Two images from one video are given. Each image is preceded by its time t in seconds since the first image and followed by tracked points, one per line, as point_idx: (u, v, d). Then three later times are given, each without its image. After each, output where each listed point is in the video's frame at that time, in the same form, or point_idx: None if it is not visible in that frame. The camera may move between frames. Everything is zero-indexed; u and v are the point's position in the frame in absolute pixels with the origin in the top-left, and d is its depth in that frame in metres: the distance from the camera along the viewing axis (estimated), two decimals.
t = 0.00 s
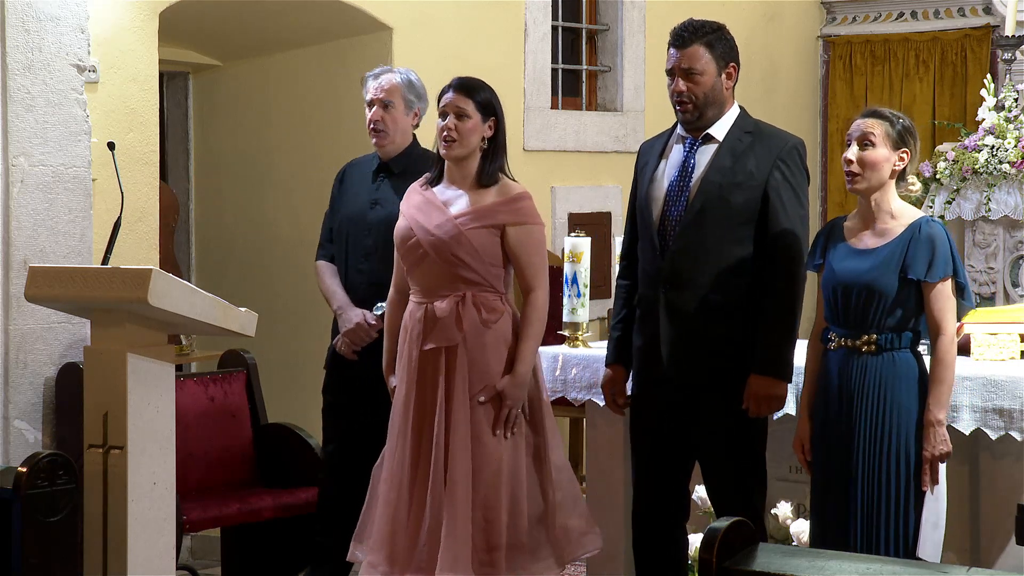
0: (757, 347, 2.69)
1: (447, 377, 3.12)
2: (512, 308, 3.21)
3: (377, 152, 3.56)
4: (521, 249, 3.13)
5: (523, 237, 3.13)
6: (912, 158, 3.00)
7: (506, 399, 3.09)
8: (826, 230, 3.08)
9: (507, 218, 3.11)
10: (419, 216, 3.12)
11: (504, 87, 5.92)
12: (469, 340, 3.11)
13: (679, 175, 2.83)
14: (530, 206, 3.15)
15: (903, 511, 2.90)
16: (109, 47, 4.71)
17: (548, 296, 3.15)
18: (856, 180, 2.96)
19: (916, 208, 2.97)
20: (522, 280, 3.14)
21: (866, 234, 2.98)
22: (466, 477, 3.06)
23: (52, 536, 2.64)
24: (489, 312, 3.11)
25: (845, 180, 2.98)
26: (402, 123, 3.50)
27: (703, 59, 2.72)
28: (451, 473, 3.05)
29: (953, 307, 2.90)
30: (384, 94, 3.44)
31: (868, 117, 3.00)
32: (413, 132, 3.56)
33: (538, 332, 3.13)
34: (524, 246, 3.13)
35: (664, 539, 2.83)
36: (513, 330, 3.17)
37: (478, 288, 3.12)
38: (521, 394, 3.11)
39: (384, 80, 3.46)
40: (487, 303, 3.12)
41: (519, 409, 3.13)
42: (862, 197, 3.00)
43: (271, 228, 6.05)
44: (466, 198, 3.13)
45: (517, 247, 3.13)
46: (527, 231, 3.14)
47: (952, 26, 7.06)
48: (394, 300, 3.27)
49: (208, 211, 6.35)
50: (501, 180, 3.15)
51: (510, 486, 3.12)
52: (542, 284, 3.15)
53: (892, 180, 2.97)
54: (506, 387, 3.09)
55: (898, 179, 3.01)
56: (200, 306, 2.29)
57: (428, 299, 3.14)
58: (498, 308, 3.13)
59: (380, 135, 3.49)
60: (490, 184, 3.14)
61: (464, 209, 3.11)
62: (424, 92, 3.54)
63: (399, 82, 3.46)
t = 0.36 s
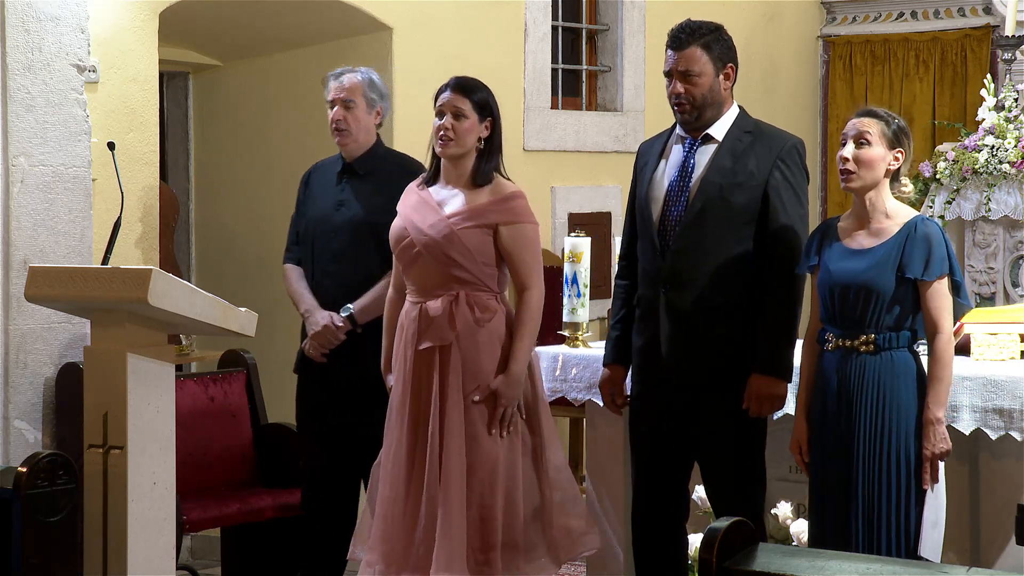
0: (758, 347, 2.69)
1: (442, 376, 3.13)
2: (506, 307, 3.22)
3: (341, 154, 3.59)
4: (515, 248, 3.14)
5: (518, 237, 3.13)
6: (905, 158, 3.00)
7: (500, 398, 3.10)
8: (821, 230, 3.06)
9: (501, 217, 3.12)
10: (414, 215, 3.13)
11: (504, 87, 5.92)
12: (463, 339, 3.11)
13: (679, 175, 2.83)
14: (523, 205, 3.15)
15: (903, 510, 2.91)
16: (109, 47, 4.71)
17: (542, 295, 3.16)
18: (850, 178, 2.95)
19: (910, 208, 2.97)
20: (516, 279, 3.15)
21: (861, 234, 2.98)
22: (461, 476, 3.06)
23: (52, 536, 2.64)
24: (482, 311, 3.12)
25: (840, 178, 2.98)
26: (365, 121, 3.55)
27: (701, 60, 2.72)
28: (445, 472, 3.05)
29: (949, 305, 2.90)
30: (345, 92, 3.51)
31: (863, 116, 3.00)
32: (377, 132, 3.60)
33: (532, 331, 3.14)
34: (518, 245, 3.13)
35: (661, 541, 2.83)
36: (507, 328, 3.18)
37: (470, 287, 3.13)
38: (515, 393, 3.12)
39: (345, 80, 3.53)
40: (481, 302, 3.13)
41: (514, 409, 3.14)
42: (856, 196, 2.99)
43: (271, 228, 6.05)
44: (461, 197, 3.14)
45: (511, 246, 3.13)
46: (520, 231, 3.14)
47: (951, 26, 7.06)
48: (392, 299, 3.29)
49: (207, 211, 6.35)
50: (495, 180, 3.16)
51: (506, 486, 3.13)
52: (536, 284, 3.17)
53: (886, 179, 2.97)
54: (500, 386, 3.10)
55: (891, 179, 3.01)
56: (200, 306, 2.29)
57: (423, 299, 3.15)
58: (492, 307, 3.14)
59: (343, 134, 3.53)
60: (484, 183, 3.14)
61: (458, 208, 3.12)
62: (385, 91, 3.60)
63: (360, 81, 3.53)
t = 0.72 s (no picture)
0: (753, 347, 2.69)
1: (440, 375, 3.13)
2: (503, 305, 3.22)
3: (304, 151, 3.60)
4: (511, 247, 3.14)
5: (515, 237, 3.13)
6: (904, 157, 3.00)
7: (498, 397, 3.10)
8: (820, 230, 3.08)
9: (498, 216, 3.11)
10: (411, 216, 3.14)
11: (504, 87, 5.92)
12: (460, 338, 3.12)
13: (675, 175, 2.83)
14: (520, 204, 3.15)
15: (904, 510, 2.91)
16: (110, 47, 4.71)
17: (541, 294, 3.16)
18: (849, 178, 2.95)
19: (908, 207, 2.97)
20: (513, 277, 3.15)
21: (859, 234, 2.98)
22: (459, 474, 3.07)
23: (51, 536, 2.64)
24: (480, 310, 3.12)
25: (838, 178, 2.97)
26: (324, 118, 3.56)
27: (698, 61, 2.72)
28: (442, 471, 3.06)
29: (948, 305, 2.90)
30: (303, 90, 3.52)
31: (860, 116, 2.99)
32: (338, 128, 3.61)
33: (530, 330, 3.14)
34: (515, 244, 3.13)
35: (660, 540, 2.83)
36: (502, 327, 3.18)
37: (468, 287, 3.13)
38: (511, 390, 3.12)
39: (303, 77, 3.54)
40: (479, 301, 3.13)
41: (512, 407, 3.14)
42: (854, 196, 2.98)
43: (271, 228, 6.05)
44: (458, 197, 3.14)
45: (509, 246, 3.13)
46: (518, 230, 3.14)
47: (952, 26, 7.06)
48: (390, 298, 3.30)
49: (206, 211, 6.35)
50: (492, 178, 3.16)
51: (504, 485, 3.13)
52: (534, 282, 3.16)
53: (884, 178, 2.97)
54: (497, 384, 3.10)
55: (890, 178, 3.01)
56: (200, 307, 2.29)
57: (421, 299, 3.16)
58: (489, 306, 3.14)
59: (304, 132, 3.54)
60: (480, 182, 3.14)
61: (455, 207, 3.12)
62: (344, 87, 3.61)
63: (318, 78, 3.53)
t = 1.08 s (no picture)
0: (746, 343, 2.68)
1: (441, 375, 3.13)
2: (503, 306, 3.22)
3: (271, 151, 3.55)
4: (509, 247, 3.14)
5: (514, 237, 3.14)
6: (907, 158, 3.00)
7: (497, 397, 3.10)
8: (822, 231, 3.09)
9: (497, 217, 3.12)
10: (410, 216, 3.15)
11: (504, 87, 5.92)
12: (459, 338, 3.12)
13: (669, 176, 2.84)
14: (518, 204, 3.15)
15: (904, 511, 2.91)
16: (110, 47, 4.71)
17: (540, 294, 3.17)
18: (849, 177, 2.95)
19: (910, 208, 2.97)
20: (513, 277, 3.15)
21: (860, 234, 2.99)
22: (460, 474, 3.07)
23: (52, 537, 2.64)
24: (479, 310, 3.13)
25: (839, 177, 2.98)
26: (291, 117, 3.51)
27: (691, 61, 2.73)
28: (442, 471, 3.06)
29: (949, 305, 2.90)
30: (269, 90, 3.46)
31: (863, 116, 3.01)
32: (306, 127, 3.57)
33: (529, 330, 3.14)
34: (515, 243, 3.14)
35: (661, 541, 2.83)
36: (502, 326, 3.19)
37: (468, 287, 3.13)
38: (509, 389, 3.12)
39: (269, 77, 3.49)
40: (478, 302, 3.13)
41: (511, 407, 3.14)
42: (856, 197, 2.99)
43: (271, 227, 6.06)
44: (457, 198, 3.14)
45: (508, 247, 3.14)
46: (517, 230, 3.14)
47: (952, 26, 7.06)
48: (389, 298, 3.30)
49: (206, 211, 6.35)
50: (491, 179, 3.16)
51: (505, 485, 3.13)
52: (535, 281, 3.16)
53: (886, 179, 2.97)
54: (496, 384, 3.10)
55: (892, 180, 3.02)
56: (201, 307, 2.29)
57: (421, 300, 3.17)
58: (488, 307, 3.15)
59: (271, 132, 3.50)
60: (479, 182, 3.14)
61: (454, 208, 3.12)
62: (309, 85, 3.56)
63: (284, 77, 3.48)
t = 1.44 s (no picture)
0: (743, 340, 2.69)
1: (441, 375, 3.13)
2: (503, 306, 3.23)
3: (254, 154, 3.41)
4: (509, 248, 3.15)
5: (514, 238, 3.14)
6: (911, 158, 3.01)
7: (498, 397, 3.11)
8: (825, 230, 3.09)
9: (498, 218, 3.12)
10: (410, 217, 3.15)
11: (504, 87, 5.92)
12: (460, 338, 3.12)
13: (660, 176, 2.84)
14: (520, 205, 3.16)
15: (905, 512, 2.90)
16: (110, 47, 4.71)
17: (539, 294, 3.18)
18: (853, 176, 2.96)
19: (914, 207, 2.98)
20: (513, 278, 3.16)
21: (863, 233, 2.99)
22: (460, 475, 3.07)
23: (51, 537, 2.64)
24: (480, 310, 3.13)
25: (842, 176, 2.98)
26: (273, 120, 3.36)
27: (679, 62, 2.73)
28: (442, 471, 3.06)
29: (953, 305, 2.90)
30: (249, 92, 3.32)
31: (867, 116, 3.02)
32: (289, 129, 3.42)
33: (529, 331, 3.15)
34: (516, 244, 3.15)
35: (659, 540, 2.83)
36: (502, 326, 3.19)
37: (470, 288, 3.13)
38: (509, 390, 3.13)
39: (248, 79, 3.34)
40: (479, 302, 3.13)
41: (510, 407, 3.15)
42: (861, 196, 3.00)
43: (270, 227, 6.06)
44: (458, 198, 3.14)
45: (509, 248, 3.15)
46: (517, 231, 3.15)
47: (951, 26, 7.06)
48: (386, 298, 3.31)
49: (206, 211, 6.35)
50: (493, 181, 3.16)
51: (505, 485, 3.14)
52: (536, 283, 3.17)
53: (890, 178, 2.98)
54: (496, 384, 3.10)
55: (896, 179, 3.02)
56: (200, 307, 2.29)
57: (420, 299, 3.16)
58: (489, 307, 3.15)
59: (253, 136, 3.35)
60: (480, 185, 3.14)
61: (456, 209, 3.12)
62: (292, 85, 3.41)
63: (264, 79, 3.33)
